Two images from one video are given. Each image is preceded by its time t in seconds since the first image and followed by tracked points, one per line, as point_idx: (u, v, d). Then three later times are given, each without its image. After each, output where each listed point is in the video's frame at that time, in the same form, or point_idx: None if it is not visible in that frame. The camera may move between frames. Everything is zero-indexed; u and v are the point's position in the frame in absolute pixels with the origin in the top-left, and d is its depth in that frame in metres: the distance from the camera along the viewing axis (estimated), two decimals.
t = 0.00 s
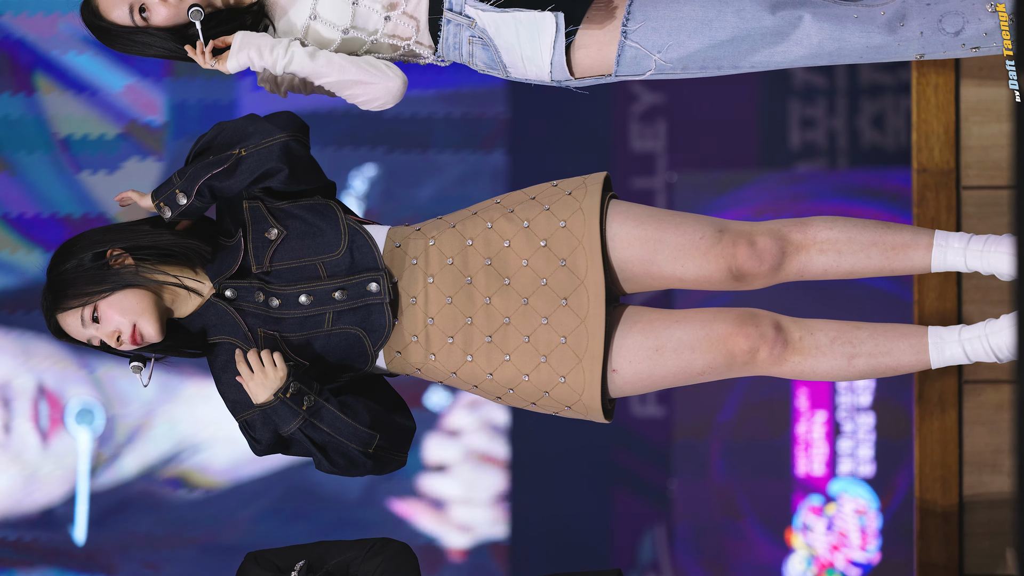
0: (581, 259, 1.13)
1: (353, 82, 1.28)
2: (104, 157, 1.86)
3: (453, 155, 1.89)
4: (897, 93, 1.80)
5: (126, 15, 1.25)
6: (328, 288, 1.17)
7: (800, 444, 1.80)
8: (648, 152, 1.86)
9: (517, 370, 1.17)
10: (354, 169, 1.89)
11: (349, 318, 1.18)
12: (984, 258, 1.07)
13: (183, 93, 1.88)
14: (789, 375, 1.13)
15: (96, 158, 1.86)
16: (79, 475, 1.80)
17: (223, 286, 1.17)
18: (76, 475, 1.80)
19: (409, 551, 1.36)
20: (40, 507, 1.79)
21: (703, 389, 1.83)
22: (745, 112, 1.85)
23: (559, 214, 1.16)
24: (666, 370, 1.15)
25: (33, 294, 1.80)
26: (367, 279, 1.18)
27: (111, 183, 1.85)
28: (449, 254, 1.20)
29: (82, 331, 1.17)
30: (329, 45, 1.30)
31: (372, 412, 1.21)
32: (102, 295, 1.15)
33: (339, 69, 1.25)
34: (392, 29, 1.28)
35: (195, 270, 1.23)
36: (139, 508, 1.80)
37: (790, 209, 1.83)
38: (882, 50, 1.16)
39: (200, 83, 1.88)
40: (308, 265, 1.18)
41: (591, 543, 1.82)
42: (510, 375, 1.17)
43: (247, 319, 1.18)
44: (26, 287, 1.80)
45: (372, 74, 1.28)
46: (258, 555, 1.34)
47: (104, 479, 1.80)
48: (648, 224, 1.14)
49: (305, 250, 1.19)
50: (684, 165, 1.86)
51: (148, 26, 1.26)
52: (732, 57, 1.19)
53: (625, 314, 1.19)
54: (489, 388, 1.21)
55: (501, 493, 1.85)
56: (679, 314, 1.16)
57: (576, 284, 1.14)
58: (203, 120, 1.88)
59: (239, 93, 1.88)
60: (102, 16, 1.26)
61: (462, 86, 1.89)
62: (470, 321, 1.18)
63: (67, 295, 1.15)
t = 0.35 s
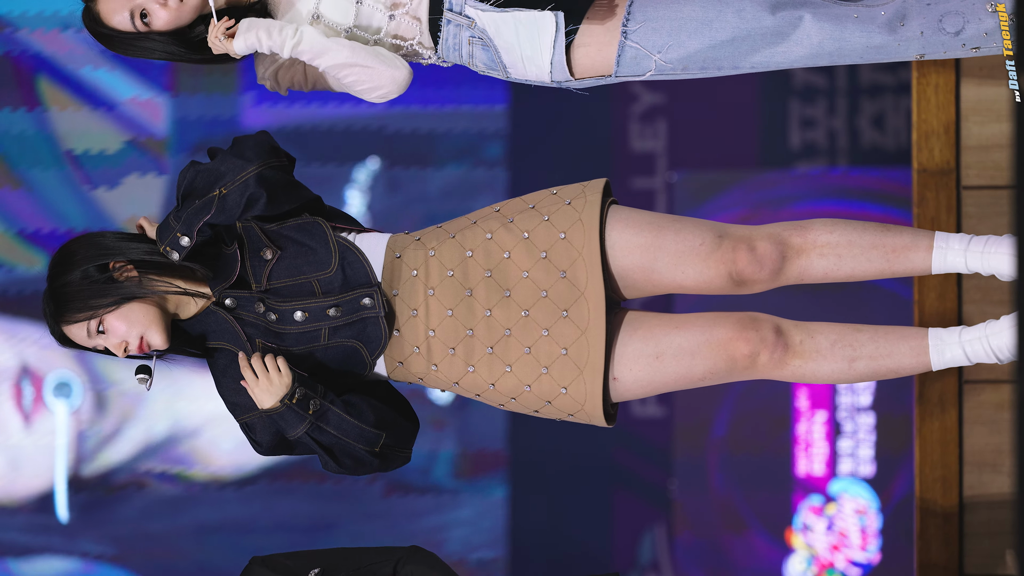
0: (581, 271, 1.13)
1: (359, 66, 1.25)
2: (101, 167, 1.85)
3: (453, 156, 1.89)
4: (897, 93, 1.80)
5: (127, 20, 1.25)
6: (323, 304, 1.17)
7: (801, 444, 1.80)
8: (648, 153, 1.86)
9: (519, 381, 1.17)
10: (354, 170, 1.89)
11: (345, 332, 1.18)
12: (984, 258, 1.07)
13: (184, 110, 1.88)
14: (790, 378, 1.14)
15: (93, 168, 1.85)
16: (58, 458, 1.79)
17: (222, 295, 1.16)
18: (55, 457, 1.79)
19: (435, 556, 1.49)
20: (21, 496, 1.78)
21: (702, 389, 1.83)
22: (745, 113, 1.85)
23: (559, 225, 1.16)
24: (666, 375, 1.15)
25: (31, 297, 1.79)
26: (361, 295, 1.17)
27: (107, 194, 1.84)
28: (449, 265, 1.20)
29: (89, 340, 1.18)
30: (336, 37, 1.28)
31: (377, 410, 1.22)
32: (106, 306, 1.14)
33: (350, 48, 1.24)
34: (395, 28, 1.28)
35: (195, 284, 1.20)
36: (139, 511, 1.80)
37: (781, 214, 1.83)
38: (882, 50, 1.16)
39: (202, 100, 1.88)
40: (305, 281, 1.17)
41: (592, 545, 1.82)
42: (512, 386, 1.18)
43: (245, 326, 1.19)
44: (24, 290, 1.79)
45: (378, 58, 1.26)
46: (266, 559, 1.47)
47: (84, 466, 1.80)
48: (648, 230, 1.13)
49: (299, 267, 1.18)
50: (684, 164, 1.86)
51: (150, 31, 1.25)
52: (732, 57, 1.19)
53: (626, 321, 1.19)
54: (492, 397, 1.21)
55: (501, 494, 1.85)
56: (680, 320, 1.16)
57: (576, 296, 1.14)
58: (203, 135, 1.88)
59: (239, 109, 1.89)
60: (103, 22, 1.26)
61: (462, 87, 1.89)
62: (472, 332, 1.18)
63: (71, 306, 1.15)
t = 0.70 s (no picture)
0: (584, 267, 1.13)
1: (359, 70, 1.25)
2: (101, 185, 1.85)
3: (452, 156, 1.89)
4: (897, 93, 1.80)
5: (128, 19, 1.24)
6: (338, 315, 1.16)
7: (801, 444, 1.80)
8: (648, 152, 1.86)
9: (522, 378, 1.17)
10: (354, 170, 1.89)
11: (354, 348, 1.18)
12: (984, 258, 1.07)
13: (185, 125, 1.88)
14: (790, 377, 1.14)
15: (92, 186, 1.85)
16: (68, 495, 1.80)
17: (223, 305, 1.16)
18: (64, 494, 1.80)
19: None
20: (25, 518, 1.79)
21: (702, 389, 1.83)
22: (745, 112, 1.85)
23: (561, 222, 1.16)
24: (666, 374, 1.15)
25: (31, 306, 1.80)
26: (379, 311, 1.16)
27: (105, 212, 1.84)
28: (451, 264, 1.20)
29: (86, 353, 1.17)
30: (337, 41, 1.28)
31: (384, 411, 1.22)
32: (102, 321, 1.13)
33: (350, 52, 1.23)
34: (396, 30, 1.28)
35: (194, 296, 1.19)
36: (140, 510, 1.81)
37: (769, 216, 1.83)
38: (882, 51, 1.16)
39: (205, 116, 1.89)
40: (320, 291, 1.17)
41: (592, 545, 1.82)
42: (516, 383, 1.18)
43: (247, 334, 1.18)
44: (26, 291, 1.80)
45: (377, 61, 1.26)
46: None
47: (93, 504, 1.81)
48: (648, 228, 1.13)
49: (320, 277, 1.17)
50: (684, 164, 1.86)
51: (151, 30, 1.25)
52: (733, 59, 1.19)
53: (628, 318, 1.19)
54: (495, 395, 1.21)
55: (501, 494, 1.85)
56: (681, 318, 1.16)
57: (579, 292, 1.14)
58: (205, 151, 1.88)
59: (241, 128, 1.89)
60: (103, 20, 1.26)
61: (462, 87, 1.89)
62: (475, 330, 1.18)
63: (67, 322, 1.14)
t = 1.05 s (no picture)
0: (586, 260, 1.14)
1: (366, 73, 1.26)
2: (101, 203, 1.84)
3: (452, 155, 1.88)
4: (897, 93, 1.80)
5: (129, 18, 1.23)
6: (352, 319, 1.16)
7: (800, 444, 1.80)
8: (648, 152, 1.86)
9: (527, 372, 1.17)
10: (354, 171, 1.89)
11: (365, 354, 1.17)
12: (984, 258, 1.07)
13: (186, 142, 1.88)
14: (790, 375, 1.14)
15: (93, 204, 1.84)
16: (76, 544, 1.78)
17: (226, 314, 1.16)
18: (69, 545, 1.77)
19: None
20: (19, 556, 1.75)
21: (703, 389, 1.83)
22: (745, 112, 1.85)
23: (563, 215, 1.16)
24: (667, 372, 1.15)
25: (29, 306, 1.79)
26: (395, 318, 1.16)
27: (107, 229, 1.84)
28: (454, 259, 1.19)
29: (83, 369, 1.16)
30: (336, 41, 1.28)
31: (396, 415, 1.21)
32: (97, 339, 1.11)
33: (357, 57, 1.24)
34: (396, 32, 1.28)
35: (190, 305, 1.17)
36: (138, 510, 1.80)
37: (764, 218, 1.83)
38: (882, 52, 1.16)
39: (206, 133, 1.89)
40: (335, 295, 1.16)
41: (592, 544, 1.82)
42: (520, 377, 1.18)
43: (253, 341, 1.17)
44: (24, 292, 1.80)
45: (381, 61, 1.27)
46: None
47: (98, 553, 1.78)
48: (649, 225, 1.13)
49: (338, 278, 1.16)
50: (684, 163, 1.85)
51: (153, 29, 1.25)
52: (733, 60, 1.19)
53: (629, 313, 1.18)
54: (497, 390, 1.21)
55: (500, 494, 1.85)
56: (681, 315, 1.16)
57: (583, 285, 1.14)
58: (205, 170, 1.89)
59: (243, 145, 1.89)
60: (104, 19, 1.25)
61: (462, 87, 1.89)
62: (479, 325, 1.18)
63: (63, 339, 1.12)
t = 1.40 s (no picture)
0: (588, 263, 1.14)
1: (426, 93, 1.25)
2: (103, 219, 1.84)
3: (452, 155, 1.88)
4: (897, 93, 1.80)
5: (131, 18, 1.22)
6: (350, 329, 1.16)
7: (801, 444, 1.80)
8: (648, 152, 1.86)
9: (528, 374, 1.17)
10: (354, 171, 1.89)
11: (365, 362, 1.17)
12: (984, 259, 1.07)
13: (187, 157, 1.87)
14: (790, 374, 1.14)
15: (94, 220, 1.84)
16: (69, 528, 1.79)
17: (227, 318, 1.16)
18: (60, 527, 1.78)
19: None
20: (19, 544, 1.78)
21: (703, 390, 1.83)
22: (745, 112, 1.85)
23: (564, 219, 1.16)
24: (667, 371, 1.15)
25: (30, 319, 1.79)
26: (390, 331, 1.15)
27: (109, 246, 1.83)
28: (455, 263, 1.19)
29: (84, 368, 1.16)
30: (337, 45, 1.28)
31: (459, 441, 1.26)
32: (98, 338, 1.12)
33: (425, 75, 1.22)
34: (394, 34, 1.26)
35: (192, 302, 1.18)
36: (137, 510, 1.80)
37: (765, 216, 1.83)
38: (882, 52, 1.16)
39: (208, 149, 1.88)
40: (334, 303, 1.16)
41: (592, 544, 1.82)
42: (521, 380, 1.18)
43: (255, 343, 1.18)
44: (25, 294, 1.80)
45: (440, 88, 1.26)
46: None
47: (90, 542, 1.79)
48: (649, 225, 1.13)
49: (337, 287, 1.16)
50: (684, 163, 1.85)
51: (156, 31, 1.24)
52: (732, 61, 1.20)
53: (629, 314, 1.18)
54: (499, 391, 1.21)
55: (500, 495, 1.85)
56: (682, 315, 1.16)
57: (584, 288, 1.14)
58: (206, 186, 1.88)
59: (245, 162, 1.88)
60: (106, 19, 1.24)
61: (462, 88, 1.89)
62: (480, 329, 1.17)
63: (63, 339, 1.12)
